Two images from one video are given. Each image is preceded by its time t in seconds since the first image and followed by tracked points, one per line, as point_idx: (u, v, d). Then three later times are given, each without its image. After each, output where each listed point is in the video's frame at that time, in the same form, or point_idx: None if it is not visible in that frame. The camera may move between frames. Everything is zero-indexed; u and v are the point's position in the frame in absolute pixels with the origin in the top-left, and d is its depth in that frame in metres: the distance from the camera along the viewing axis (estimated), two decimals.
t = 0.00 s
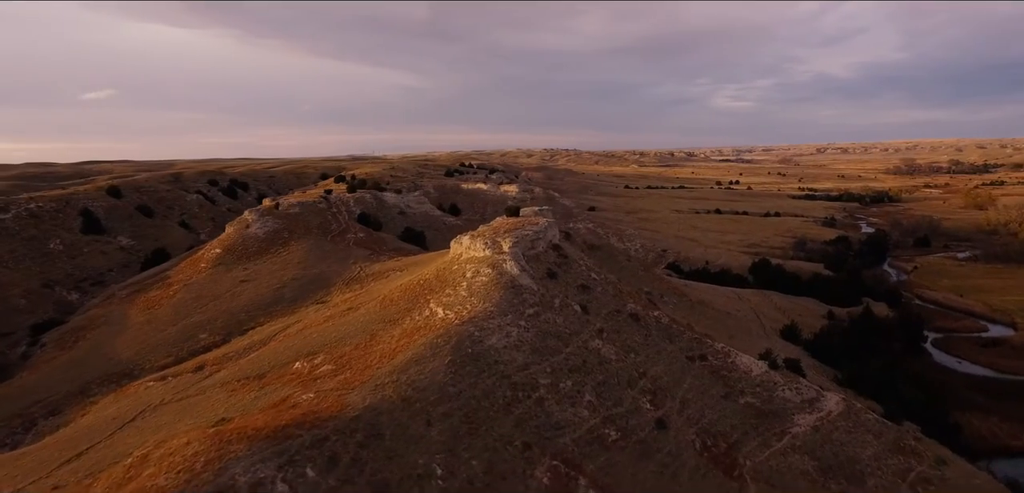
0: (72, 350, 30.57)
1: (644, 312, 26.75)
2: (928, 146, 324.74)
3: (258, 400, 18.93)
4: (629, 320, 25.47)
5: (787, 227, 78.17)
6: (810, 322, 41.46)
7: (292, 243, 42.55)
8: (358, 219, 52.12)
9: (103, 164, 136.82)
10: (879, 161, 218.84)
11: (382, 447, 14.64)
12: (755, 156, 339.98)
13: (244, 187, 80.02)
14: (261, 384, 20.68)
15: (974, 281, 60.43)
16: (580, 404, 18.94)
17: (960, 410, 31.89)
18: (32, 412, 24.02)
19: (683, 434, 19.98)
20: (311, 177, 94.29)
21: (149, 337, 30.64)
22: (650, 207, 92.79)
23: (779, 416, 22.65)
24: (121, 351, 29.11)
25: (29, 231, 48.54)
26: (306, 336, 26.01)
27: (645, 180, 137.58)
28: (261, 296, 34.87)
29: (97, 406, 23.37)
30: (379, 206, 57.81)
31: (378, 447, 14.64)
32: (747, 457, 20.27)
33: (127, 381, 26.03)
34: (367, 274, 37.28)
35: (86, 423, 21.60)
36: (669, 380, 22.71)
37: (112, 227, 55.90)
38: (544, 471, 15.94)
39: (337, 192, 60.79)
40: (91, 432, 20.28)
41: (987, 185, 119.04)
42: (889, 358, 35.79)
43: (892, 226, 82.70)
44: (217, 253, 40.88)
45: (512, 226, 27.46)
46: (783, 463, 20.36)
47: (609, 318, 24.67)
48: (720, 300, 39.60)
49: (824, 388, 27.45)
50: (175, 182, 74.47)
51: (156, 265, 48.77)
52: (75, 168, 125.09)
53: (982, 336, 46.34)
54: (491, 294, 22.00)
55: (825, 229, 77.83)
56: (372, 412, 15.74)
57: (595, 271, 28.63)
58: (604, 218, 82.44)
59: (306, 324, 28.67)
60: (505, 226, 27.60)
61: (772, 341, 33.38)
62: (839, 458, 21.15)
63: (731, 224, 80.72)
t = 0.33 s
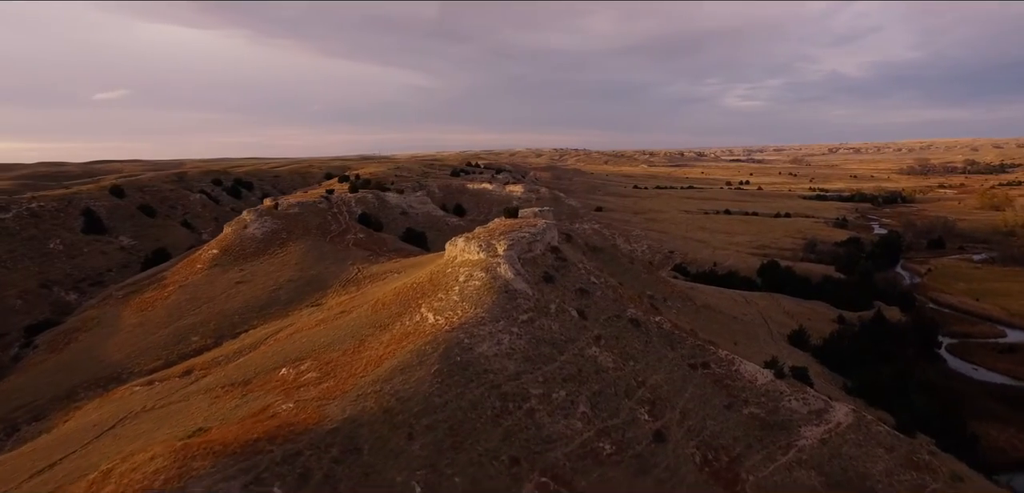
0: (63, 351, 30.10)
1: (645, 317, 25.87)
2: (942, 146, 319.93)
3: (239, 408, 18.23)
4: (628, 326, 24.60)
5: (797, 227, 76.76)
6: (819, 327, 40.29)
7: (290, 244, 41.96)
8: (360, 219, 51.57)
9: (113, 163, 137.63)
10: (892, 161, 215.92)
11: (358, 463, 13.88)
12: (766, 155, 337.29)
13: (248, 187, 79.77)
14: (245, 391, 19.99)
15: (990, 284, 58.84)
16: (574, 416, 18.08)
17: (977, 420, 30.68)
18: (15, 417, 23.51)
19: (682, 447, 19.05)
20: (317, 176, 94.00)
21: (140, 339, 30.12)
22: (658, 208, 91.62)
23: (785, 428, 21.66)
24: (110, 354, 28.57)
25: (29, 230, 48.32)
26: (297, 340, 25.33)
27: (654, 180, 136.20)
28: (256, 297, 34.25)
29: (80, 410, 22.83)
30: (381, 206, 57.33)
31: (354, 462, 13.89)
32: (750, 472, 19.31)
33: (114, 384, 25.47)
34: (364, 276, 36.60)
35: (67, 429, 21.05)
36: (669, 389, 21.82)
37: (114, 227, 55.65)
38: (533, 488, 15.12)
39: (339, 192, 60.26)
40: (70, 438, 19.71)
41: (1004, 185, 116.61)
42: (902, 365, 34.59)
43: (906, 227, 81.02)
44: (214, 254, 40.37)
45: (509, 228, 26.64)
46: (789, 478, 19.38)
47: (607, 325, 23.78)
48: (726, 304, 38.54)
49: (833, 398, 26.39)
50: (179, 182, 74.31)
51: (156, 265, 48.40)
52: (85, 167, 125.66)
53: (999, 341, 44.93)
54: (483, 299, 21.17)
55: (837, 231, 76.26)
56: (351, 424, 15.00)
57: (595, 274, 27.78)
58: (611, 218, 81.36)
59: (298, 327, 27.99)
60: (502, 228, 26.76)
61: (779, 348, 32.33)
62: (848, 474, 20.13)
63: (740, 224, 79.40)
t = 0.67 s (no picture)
0: (54, 353, 29.61)
1: (646, 323, 24.97)
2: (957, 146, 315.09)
3: (218, 417, 17.53)
4: (628, 332, 23.73)
5: (807, 228, 75.37)
6: (830, 331, 39.13)
7: (288, 245, 41.39)
8: (361, 220, 51.03)
9: (123, 163, 138.49)
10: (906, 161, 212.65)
11: (332, 479, 13.14)
12: (778, 155, 334.04)
13: (253, 186, 79.70)
14: (227, 398, 19.30)
15: (1008, 288, 57.26)
16: (567, 428, 17.23)
17: (995, 432, 29.45)
18: None
19: (680, 461, 18.16)
20: (322, 176, 93.71)
21: (131, 342, 29.57)
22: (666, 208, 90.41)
23: (791, 441, 20.70)
24: (100, 357, 28.02)
25: (29, 230, 48.09)
26: (287, 344, 24.65)
27: (663, 180, 134.94)
28: (250, 299, 33.62)
29: (64, 416, 22.25)
30: (383, 206, 56.93)
31: (328, 479, 13.14)
32: (753, 488, 18.37)
33: (102, 388, 24.91)
34: (362, 278, 35.93)
35: (47, 434, 20.46)
36: (669, 400, 20.93)
37: (116, 227, 55.45)
38: None
39: (341, 192, 59.73)
40: (47, 444, 19.11)
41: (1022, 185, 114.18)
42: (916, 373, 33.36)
43: (920, 228, 79.32)
44: (211, 254, 39.83)
45: (506, 230, 25.79)
46: None
47: (606, 331, 22.92)
48: (733, 307, 37.46)
49: (843, 408, 25.32)
50: (184, 182, 74.28)
51: (156, 265, 48.03)
52: (96, 167, 126.42)
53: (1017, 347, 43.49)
54: (475, 304, 20.35)
55: (848, 232, 74.78)
56: (328, 438, 14.26)
57: (595, 278, 26.92)
58: (618, 219, 80.24)
59: (290, 331, 27.31)
60: (498, 230, 25.91)
61: (788, 354, 31.25)
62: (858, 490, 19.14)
63: (749, 225, 78.11)
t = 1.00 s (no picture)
0: (45, 355, 29.19)
1: (647, 330, 24.09)
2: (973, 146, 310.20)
3: (197, 426, 16.86)
4: (628, 339, 22.88)
5: (819, 230, 73.87)
6: (841, 336, 37.90)
7: (287, 245, 40.82)
8: (363, 220, 50.73)
9: (134, 163, 139.36)
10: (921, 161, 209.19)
11: None
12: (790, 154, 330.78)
13: (258, 186, 79.69)
14: (210, 405, 18.65)
15: None
16: (560, 442, 16.39)
17: (1015, 444, 28.17)
18: None
19: (680, 477, 17.29)
20: (329, 175, 93.42)
21: (122, 344, 29.05)
22: (674, 209, 89.16)
23: (797, 455, 19.75)
24: (90, 359, 27.49)
25: (30, 229, 47.95)
26: (278, 348, 23.97)
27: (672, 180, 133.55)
28: (245, 301, 33.02)
29: (48, 421, 21.71)
30: (386, 206, 56.48)
31: None
32: None
33: (89, 392, 24.38)
34: (359, 280, 35.24)
35: (27, 440, 19.89)
36: (669, 411, 20.09)
37: (118, 226, 55.27)
38: None
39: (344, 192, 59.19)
40: (24, 451, 18.52)
41: None
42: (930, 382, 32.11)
43: (935, 229, 77.48)
44: (209, 255, 39.31)
45: (501, 232, 24.96)
46: None
47: (604, 338, 22.05)
48: (741, 311, 36.36)
49: (853, 420, 24.25)
50: (189, 181, 74.24)
51: (156, 265, 47.66)
52: (108, 166, 127.33)
53: None
54: (467, 310, 19.55)
55: (861, 233, 73.17)
56: (303, 453, 13.52)
57: (596, 282, 26.07)
58: (625, 219, 79.10)
59: (282, 334, 26.64)
60: (494, 232, 25.09)
61: (796, 361, 30.15)
62: None
63: (760, 226, 76.75)
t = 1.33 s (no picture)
0: (39, 356, 28.78)
1: (650, 336, 23.20)
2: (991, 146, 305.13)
3: (175, 435, 16.17)
4: (629, 346, 22.00)
5: (832, 231, 72.31)
6: (854, 342, 36.64)
7: (287, 246, 40.29)
8: (365, 220, 50.52)
9: (146, 162, 140.21)
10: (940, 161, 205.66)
11: None
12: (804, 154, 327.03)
13: (265, 185, 79.87)
14: (192, 412, 18.00)
15: None
16: (553, 457, 15.55)
17: None
18: None
19: None
20: (336, 174, 93.22)
21: (115, 346, 28.59)
22: (684, 210, 87.96)
23: (805, 470, 18.81)
24: (81, 361, 26.99)
25: (33, 229, 47.84)
26: (268, 352, 23.30)
27: (683, 180, 132.14)
28: (241, 303, 32.45)
29: (32, 426, 21.19)
30: (390, 207, 56.47)
31: None
32: None
33: (78, 395, 23.90)
34: (358, 283, 34.59)
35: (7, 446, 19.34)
36: (670, 422, 19.21)
37: (122, 226, 55.11)
38: None
39: (348, 191, 59.15)
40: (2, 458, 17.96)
41: None
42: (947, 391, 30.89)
43: (952, 231, 75.60)
44: (208, 256, 38.84)
45: (498, 234, 24.15)
46: None
47: (603, 345, 21.19)
48: (749, 315, 35.26)
49: (865, 433, 23.18)
50: (196, 181, 74.27)
51: (158, 264, 47.37)
52: (121, 165, 128.35)
53: None
54: (458, 316, 18.77)
55: (875, 235, 71.57)
56: (275, 470, 12.80)
57: (597, 286, 25.20)
58: (634, 220, 77.99)
59: (276, 337, 25.99)
60: (491, 234, 24.28)
61: (807, 369, 29.07)
62: None
63: (771, 227, 75.39)
